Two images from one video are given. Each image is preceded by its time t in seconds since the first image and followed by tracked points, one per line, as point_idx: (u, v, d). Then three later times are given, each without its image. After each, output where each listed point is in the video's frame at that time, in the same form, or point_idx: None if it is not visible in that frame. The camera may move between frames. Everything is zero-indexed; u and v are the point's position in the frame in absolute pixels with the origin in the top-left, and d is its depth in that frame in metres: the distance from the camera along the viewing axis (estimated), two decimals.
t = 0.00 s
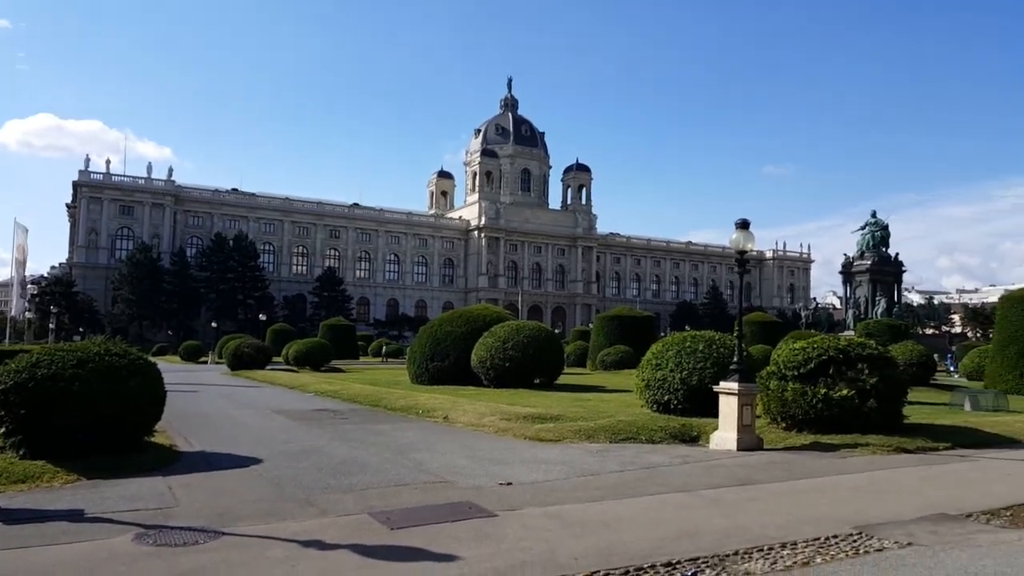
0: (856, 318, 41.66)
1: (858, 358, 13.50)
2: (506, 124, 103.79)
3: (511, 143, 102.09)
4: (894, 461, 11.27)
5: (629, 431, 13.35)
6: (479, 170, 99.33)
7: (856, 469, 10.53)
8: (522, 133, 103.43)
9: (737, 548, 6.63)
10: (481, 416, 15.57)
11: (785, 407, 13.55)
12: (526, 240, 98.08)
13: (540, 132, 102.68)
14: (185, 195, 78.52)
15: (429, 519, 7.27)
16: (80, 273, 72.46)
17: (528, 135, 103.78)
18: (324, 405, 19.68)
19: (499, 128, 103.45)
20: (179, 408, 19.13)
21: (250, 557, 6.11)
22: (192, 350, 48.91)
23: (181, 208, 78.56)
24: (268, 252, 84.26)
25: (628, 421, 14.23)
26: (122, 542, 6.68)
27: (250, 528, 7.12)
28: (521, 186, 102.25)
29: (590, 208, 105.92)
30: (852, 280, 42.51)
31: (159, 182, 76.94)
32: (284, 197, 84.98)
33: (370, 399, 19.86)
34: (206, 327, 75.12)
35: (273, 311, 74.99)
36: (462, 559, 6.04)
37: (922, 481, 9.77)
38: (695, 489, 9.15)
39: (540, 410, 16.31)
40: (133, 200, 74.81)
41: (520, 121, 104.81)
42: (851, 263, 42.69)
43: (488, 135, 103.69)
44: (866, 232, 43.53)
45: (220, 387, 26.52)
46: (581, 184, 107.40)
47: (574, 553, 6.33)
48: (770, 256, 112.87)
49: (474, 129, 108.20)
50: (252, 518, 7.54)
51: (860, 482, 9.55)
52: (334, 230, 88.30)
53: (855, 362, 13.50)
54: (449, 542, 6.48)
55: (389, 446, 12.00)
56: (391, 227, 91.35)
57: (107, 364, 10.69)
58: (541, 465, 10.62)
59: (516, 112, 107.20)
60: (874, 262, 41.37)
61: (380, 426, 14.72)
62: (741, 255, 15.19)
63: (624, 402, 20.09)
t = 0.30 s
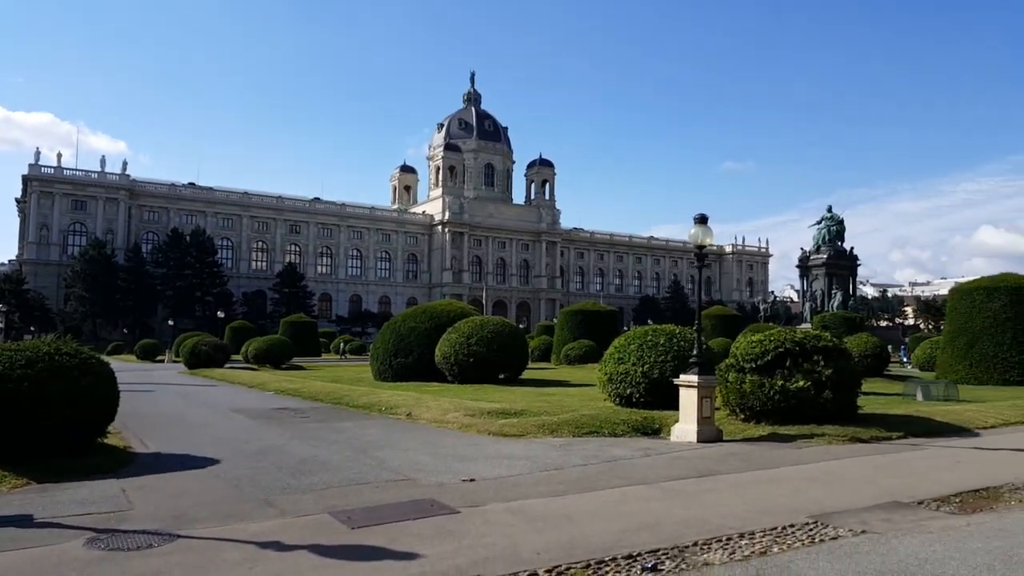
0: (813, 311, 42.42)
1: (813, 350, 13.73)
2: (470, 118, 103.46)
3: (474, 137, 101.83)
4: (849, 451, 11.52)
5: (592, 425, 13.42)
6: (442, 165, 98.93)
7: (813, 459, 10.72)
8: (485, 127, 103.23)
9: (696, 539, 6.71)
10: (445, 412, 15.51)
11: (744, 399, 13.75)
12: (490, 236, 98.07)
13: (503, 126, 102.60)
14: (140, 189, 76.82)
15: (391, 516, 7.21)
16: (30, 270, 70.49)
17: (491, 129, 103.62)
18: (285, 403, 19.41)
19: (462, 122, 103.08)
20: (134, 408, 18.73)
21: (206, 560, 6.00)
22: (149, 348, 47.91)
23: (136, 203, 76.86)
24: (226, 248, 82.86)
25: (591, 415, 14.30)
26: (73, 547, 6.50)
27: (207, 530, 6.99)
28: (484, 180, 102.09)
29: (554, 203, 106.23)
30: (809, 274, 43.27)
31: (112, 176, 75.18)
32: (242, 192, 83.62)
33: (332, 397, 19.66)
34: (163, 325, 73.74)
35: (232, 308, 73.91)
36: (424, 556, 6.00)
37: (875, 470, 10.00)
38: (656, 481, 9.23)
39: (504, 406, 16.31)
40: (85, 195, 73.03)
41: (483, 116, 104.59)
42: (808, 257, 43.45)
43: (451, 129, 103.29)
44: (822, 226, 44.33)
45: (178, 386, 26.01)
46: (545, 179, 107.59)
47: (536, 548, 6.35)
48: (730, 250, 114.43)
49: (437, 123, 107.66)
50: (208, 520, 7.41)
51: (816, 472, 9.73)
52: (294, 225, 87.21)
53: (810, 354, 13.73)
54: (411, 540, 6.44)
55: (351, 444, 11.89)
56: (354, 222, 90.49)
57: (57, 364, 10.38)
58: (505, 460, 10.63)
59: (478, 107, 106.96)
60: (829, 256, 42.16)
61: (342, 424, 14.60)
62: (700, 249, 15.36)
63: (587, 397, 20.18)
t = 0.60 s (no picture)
0: (779, 306, 42.94)
1: (778, 345, 13.90)
2: (439, 114, 103.08)
3: (444, 133, 101.44)
4: (813, 443, 11.69)
5: (562, 421, 13.46)
6: (412, 161, 98.44)
7: (777, 452, 10.90)
8: (455, 123, 102.93)
9: (663, 533, 6.76)
10: (414, 409, 15.45)
11: (711, 394, 13.90)
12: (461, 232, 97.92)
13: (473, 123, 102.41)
14: (102, 184, 75.35)
15: (359, 515, 7.16)
16: None
17: (461, 125, 103.34)
18: (253, 402, 19.18)
19: (432, 119, 102.65)
20: (96, 407, 18.36)
21: (169, 561, 5.91)
22: (111, 347, 46.98)
23: (98, 199, 75.36)
24: (191, 245, 81.62)
25: (561, 411, 14.34)
26: (29, 550, 6.35)
27: (171, 531, 6.89)
28: (455, 177, 101.81)
29: (524, 200, 106.32)
30: (775, 270, 43.80)
31: (74, 172, 73.63)
32: (207, 187, 82.38)
33: (300, 395, 19.48)
34: (127, 323, 72.56)
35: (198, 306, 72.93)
36: (391, 554, 5.97)
37: (838, 461, 10.17)
38: (624, 475, 9.31)
39: (474, 402, 16.30)
40: (45, 190, 71.43)
41: (453, 112, 104.26)
42: (773, 253, 44.01)
43: (421, 125, 102.80)
44: (787, 223, 44.91)
45: (141, 386, 25.55)
46: (515, 176, 107.60)
47: (505, 544, 6.35)
48: (698, 246, 115.56)
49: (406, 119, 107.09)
50: (172, 521, 7.29)
51: (781, 465, 9.88)
52: (262, 221, 86.21)
53: (775, 349, 13.90)
54: (378, 538, 6.41)
55: (319, 443, 11.79)
56: (322, 218, 89.67)
57: (15, 364, 10.11)
58: (474, 456, 10.62)
59: (448, 103, 106.62)
60: (795, 252, 42.74)
61: (310, 423, 14.46)
62: (667, 246, 15.48)
63: (557, 392, 20.26)
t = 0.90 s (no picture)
0: (747, 304, 43.41)
1: (745, 342, 14.04)
2: (411, 111, 102.59)
3: (416, 130, 100.94)
4: (780, 439, 11.83)
5: (533, 418, 13.48)
6: (383, 158, 97.79)
7: (744, 448, 11.01)
8: (427, 120, 102.53)
9: (631, 530, 6.80)
10: (384, 407, 15.35)
11: (679, 391, 14.00)
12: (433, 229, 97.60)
13: (445, 119, 102.07)
14: (66, 179, 73.82)
15: (326, 515, 7.10)
16: None
17: (433, 122, 102.96)
18: (220, 401, 18.92)
19: (403, 115, 102.12)
20: (58, 407, 17.96)
21: (132, 562, 5.80)
22: (74, 344, 46.08)
23: (61, 193, 73.80)
24: (158, 240, 80.36)
25: (531, 408, 14.35)
26: None
27: (134, 532, 6.77)
28: (426, 173, 101.41)
29: (496, 197, 106.26)
30: (743, 267, 44.29)
31: (36, 166, 72.03)
32: (174, 182, 81.14)
33: (268, 394, 19.26)
34: (92, 321, 71.26)
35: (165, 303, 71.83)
36: (360, 554, 5.93)
37: (804, 457, 10.31)
38: (593, 472, 9.35)
39: (444, 400, 16.24)
40: (7, 184, 69.75)
41: (425, 109, 103.82)
42: (742, 251, 44.49)
43: (392, 121, 102.19)
44: (755, 222, 45.39)
45: (105, 384, 25.05)
46: (487, 173, 107.45)
47: (474, 542, 6.34)
48: (668, 245, 116.45)
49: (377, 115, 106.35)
50: (135, 521, 7.16)
51: (748, 461, 9.99)
52: (230, 217, 85.05)
53: (743, 346, 14.04)
54: (346, 537, 6.36)
55: (287, 442, 11.66)
56: (292, 215, 88.80)
57: None
58: (444, 455, 10.58)
59: (419, 99, 106.14)
60: (763, 250, 43.25)
61: (278, 421, 14.31)
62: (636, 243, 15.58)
63: (528, 390, 20.28)
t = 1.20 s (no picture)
0: (719, 302, 43.74)
1: (717, 340, 14.15)
2: (384, 108, 102.08)
3: (389, 128, 100.38)
4: (749, 437, 11.96)
5: (505, 417, 13.49)
6: (356, 155, 97.07)
7: (714, 446, 11.11)
8: (400, 118, 102.08)
9: (602, 528, 6.83)
10: (356, 407, 15.25)
11: (651, 388, 14.09)
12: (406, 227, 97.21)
13: (418, 118, 101.65)
14: (31, 175, 72.29)
15: (295, 516, 7.04)
16: None
17: (406, 120, 102.56)
18: (188, 401, 18.67)
19: (376, 113, 101.59)
20: (21, 407, 17.59)
21: (95, 566, 5.69)
22: (39, 344, 45.19)
23: (26, 190, 72.28)
24: (126, 238, 79.08)
25: (504, 406, 14.35)
26: None
27: (97, 533, 6.65)
28: (400, 172, 101.00)
29: (470, 196, 106.10)
30: (714, 267, 44.63)
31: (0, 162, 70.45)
32: (143, 179, 79.88)
33: (238, 393, 19.05)
34: (58, 320, 69.93)
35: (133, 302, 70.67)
36: (329, 555, 5.89)
37: (773, 454, 10.44)
38: (563, 471, 9.39)
39: (416, 398, 16.18)
40: None
41: (398, 106, 103.32)
42: (713, 251, 44.84)
43: (365, 119, 101.52)
44: (727, 221, 45.73)
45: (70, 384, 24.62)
46: (461, 172, 107.22)
47: (444, 542, 6.31)
48: (641, 244, 117.16)
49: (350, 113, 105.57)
50: (99, 524, 7.04)
51: (717, 458, 10.09)
52: (199, 214, 83.90)
53: (713, 344, 14.15)
54: (315, 539, 6.30)
55: (257, 442, 11.53)
56: (263, 212, 87.89)
57: None
58: (415, 454, 10.55)
59: (392, 97, 105.59)
60: (733, 250, 43.64)
61: (248, 421, 14.16)
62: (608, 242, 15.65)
63: (501, 388, 20.27)
